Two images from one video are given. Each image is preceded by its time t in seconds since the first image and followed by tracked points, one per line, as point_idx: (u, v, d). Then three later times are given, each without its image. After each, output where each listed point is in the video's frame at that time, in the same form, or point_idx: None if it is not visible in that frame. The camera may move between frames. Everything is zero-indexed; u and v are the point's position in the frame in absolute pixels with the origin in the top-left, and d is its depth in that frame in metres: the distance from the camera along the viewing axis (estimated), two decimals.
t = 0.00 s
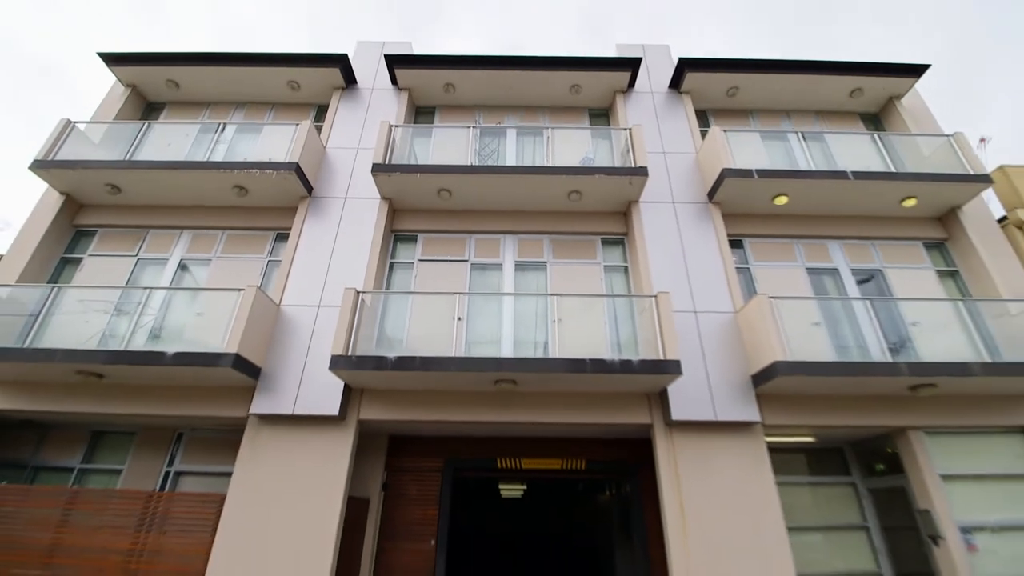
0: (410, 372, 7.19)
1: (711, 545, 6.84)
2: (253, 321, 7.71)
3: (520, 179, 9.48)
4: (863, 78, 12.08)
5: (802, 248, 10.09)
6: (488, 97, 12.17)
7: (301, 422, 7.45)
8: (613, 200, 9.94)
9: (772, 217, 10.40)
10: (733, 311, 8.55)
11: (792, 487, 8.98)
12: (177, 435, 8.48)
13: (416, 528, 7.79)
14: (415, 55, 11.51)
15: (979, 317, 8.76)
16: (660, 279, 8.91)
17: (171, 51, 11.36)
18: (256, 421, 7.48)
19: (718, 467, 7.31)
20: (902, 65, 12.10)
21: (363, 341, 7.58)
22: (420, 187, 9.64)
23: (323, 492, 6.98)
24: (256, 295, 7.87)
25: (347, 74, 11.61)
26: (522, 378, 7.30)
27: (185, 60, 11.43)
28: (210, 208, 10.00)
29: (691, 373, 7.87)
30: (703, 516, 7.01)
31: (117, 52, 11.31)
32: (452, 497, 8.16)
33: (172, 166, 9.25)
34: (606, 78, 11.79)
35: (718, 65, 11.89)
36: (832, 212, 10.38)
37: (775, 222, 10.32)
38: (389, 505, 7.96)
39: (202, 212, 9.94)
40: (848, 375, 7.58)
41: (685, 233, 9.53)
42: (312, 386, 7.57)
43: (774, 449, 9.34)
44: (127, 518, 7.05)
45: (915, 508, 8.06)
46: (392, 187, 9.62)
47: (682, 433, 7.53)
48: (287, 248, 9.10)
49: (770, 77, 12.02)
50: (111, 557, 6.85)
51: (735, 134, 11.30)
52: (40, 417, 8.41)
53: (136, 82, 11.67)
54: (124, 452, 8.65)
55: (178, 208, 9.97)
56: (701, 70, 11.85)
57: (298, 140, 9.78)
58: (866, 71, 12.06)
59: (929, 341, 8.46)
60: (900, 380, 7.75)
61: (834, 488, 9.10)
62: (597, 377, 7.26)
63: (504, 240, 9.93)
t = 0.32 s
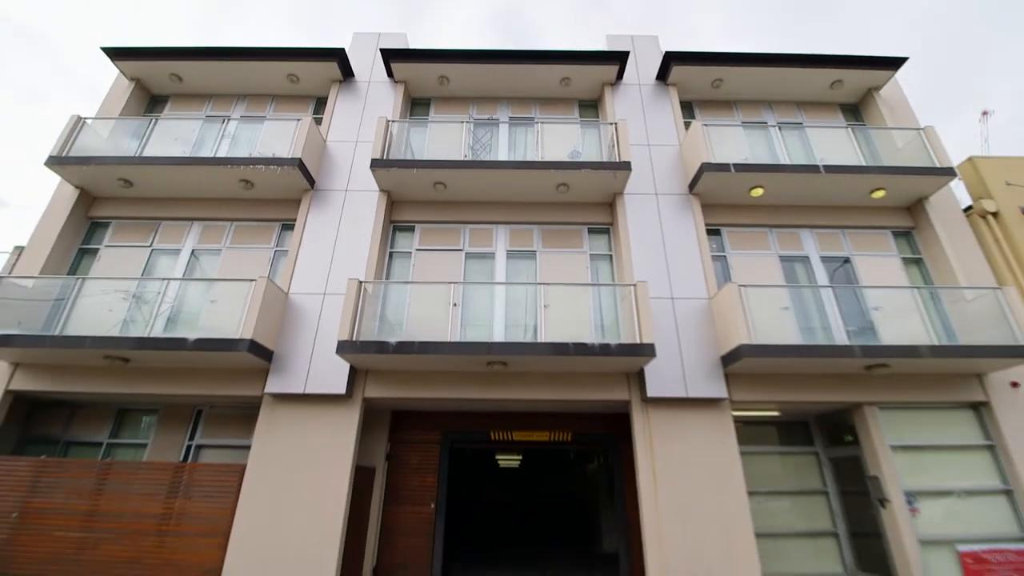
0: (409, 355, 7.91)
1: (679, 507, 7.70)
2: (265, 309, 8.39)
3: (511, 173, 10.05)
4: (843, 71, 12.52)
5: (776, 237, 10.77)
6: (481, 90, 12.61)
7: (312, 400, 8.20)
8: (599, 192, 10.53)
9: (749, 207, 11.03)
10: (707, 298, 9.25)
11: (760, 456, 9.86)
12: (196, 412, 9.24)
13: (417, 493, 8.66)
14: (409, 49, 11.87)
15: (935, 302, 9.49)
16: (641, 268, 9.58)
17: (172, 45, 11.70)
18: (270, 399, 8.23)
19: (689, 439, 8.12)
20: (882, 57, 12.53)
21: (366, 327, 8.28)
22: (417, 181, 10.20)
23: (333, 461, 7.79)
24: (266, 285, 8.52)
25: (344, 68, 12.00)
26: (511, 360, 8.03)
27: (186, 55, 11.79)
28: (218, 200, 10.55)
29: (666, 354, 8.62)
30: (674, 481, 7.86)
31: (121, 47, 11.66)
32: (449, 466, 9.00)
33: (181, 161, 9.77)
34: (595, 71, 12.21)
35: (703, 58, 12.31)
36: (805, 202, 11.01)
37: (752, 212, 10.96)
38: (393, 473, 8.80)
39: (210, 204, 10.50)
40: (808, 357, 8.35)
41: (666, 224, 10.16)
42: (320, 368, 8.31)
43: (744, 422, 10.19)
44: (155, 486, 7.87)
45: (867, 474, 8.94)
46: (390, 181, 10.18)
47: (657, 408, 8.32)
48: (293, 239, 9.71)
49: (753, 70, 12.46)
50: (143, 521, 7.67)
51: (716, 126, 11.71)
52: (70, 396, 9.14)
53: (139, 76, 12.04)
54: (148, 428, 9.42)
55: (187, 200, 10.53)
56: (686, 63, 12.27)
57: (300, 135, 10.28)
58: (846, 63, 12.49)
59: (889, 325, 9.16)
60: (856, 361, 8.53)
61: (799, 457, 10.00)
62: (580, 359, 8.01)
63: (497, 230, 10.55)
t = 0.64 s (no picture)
0: (415, 340, 8.63)
1: (661, 478, 8.53)
2: (281, 298, 9.08)
3: (508, 169, 10.64)
4: (829, 65, 12.98)
5: (758, 228, 11.43)
6: (480, 84, 13.08)
7: (326, 381, 8.96)
8: (592, 186, 11.13)
9: (734, 199, 11.66)
10: (691, 287, 9.95)
11: (738, 432, 10.70)
12: (218, 392, 10.00)
13: (423, 466, 9.50)
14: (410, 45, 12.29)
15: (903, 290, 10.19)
16: (630, 259, 10.25)
17: (181, 42, 12.12)
18: (288, 381, 8.99)
19: (671, 418, 8.91)
20: (866, 52, 12.97)
21: (375, 315, 8.98)
22: (419, 176, 10.78)
23: (347, 436, 8.59)
24: (281, 276, 9.20)
25: (348, 63, 12.43)
26: (508, 344, 8.76)
27: (195, 51, 12.21)
28: (231, 194, 11.15)
29: (651, 339, 9.36)
30: (656, 453, 8.68)
31: (131, 44, 12.08)
32: (452, 440, 9.82)
33: (196, 158, 10.33)
34: (589, 66, 12.67)
35: (694, 54, 12.74)
36: (787, 194, 11.62)
37: (736, 204, 11.60)
38: (401, 448, 9.63)
39: (224, 197, 11.10)
40: (781, 342, 9.10)
41: (655, 216, 10.79)
42: (333, 352, 9.04)
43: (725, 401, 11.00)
44: (185, 459, 8.66)
45: (834, 448, 9.79)
46: (394, 176, 10.76)
47: (641, 388, 9.09)
48: (304, 231, 10.34)
49: (741, 65, 12.93)
50: (176, 490, 8.47)
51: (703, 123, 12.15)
52: (100, 378, 9.86)
53: (149, 72, 12.48)
54: (173, 407, 10.19)
55: (202, 194, 11.11)
56: (677, 59, 12.71)
57: (308, 132, 10.82)
58: (832, 59, 12.94)
59: (859, 311, 9.87)
60: (825, 345, 9.27)
61: (774, 432, 10.84)
62: (572, 344, 8.75)
63: (495, 222, 11.18)
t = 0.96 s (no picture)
0: (423, 321, 9.27)
1: (650, 447, 9.31)
2: (297, 283, 9.70)
3: (509, 159, 11.13)
4: (822, 55, 13.32)
5: (748, 216, 11.99)
6: (482, 73, 13.45)
7: (340, 360, 9.65)
8: (589, 175, 11.64)
9: (725, 187, 12.18)
10: (681, 272, 10.56)
11: (724, 406, 11.47)
12: (237, 369, 10.68)
13: (430, 437, 10.27)
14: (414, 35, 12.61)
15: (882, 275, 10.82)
16: (625, 245, 10.83)
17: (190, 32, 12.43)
18: (305, 359, 9.68)
19: (661, 393, 9.64)
20: (859, 42, 13.28)
21: (384, 298, 9.62)
22: (424, 165, 11.27)
23: (361, 410, 9.32)
24: (296, 261, 9.79)
25: (353, 53, 12.76)
26: (510, 326, 9.41)
27: (204, 41, 12.53)
28: (244, 181, 11.65)
29: (643, 321, 10.02)
30: (645, 425, 9.43)
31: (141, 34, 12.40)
32: (457, 414, 10.56)
33: (210, 148, 10.80)
34: (588, 56, 13.01)
35: (690, 44, 13.07)
36: (777, 182, 12.12)
37: (727, 192, 12.13)
38: (409, 420, 10.38)
39: (237, 185, 11.61)
40: (763, 324, 9.76)
41: (649, 204, 11.32)
42: (346, 333, 9.70)
43: (712, 378, 11.74)
44: (211, 430, 9.39)
45: (811, 421, 10.56)
46: (400, 165, 11.24)
47: (633, 366, 9.80)
48: (316, 218, 10.90)
49: (736, 55, 13.27)
50: (205, 458, 9.24)
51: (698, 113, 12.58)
52: (127, 357, 10.54)
53: (160, 61, 12.83)
54: (196, 383, 10.89)
55: (216, 181, 11.61)
56: (674, 49, 13.04)
57: (317, 123, 11.26)
58: (825, 48, 13.26)
59: (839, 295, 10.51)
60: (805, 326, 9.94)
61: (757, 406, 11.61)
62: (569, 325, 9.40)
63: (496, 209, 11.72)
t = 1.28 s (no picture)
0: (425, 319, 9.85)
1: (639, 437, 9.92)
2: (307, 283, 10.26)
3: (507, 164, 11.67)
4: (808, 62, 13.82)
5: (735, 218, 12.56)
6: (481, 79, 13.96)
7: (348, 355, 10.23)
8: (583, 178, 12.19)
9: (714, 190, 12.74)
10: (670, 272, 11.14)
11: (711, 398, 12.08)
12: (249, 364, 11.25)
13: (433, 428, 10.86)
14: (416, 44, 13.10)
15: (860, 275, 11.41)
16: (617, 246, 11.40)
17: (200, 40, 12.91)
18: (314, 354, 10.27)
19: (650, 386, 10.24)
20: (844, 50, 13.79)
21: (389, 297, 10.19)
22: (426, 170, 11.82)
23: (368, 402, 9.90)
24: (305, 262, 10.35)
25: (357, 60, 13.25)
26: (508, 323, 9.98)
27: (213, 49, 13.01)
28: (254, 185, 12.18)
29: (634, 318, 10.61)
30: (635, 416, 10.04)
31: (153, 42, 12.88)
32: (458, 405, 11.16)
33: (222, 154, 11.32)
34: (583, 63, 13.52)
35: (682, 51, 13.57)
36: (763, 186, 12.68)
37: (715, 195, 12.70)
38: (413, 412, 10.98)
39: (247, 188, 12.14)
40: (747, 321, 10.35)
41: (640, 206, 11.88)
42: (353, 329, 10.27)
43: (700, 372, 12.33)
44: (227, 421, 9.98)
45: (792, 412, 11.18)
46: (403, 169, 11.78)
47: (624, 360, 10.39)
48: (323, 220, 11.45)
49: (726, 62, 13.78)
50: (220, 447, 9.83)
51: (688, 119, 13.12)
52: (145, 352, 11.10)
53: (170, 68, 13.31)
54: (209, 377, 11.46)
55: (227, 185, 12.14)
56: (666, 56, 13.55)
57: (324, 129, 11.79)
58: (812, 56, 13.77)
59: (819, 294, 11.10)
60: (786, 324, 10.53)
61: (743, 399, 12.21)
62: (563, 322, 9.98)
63: (495, 211, 12.28)
